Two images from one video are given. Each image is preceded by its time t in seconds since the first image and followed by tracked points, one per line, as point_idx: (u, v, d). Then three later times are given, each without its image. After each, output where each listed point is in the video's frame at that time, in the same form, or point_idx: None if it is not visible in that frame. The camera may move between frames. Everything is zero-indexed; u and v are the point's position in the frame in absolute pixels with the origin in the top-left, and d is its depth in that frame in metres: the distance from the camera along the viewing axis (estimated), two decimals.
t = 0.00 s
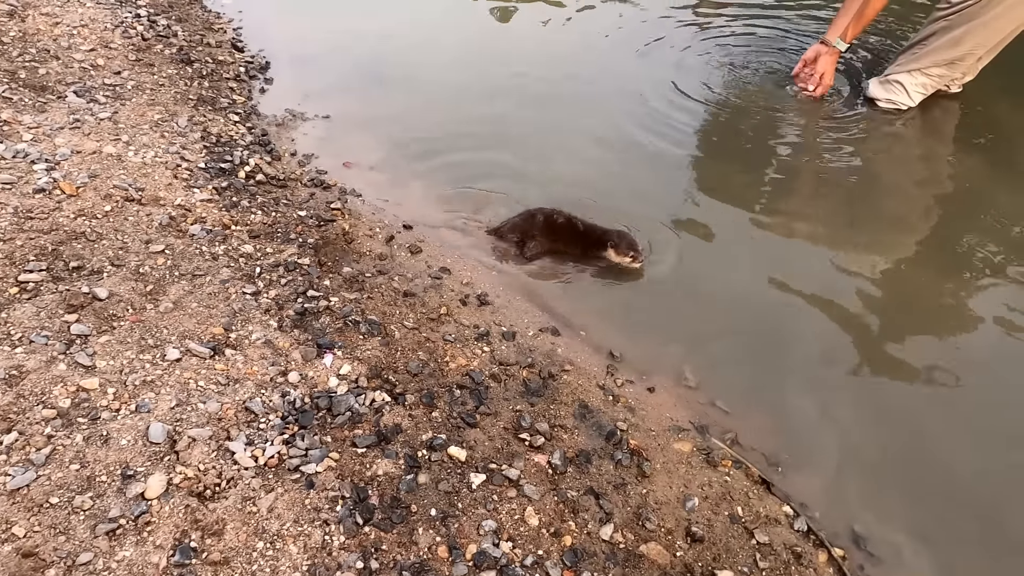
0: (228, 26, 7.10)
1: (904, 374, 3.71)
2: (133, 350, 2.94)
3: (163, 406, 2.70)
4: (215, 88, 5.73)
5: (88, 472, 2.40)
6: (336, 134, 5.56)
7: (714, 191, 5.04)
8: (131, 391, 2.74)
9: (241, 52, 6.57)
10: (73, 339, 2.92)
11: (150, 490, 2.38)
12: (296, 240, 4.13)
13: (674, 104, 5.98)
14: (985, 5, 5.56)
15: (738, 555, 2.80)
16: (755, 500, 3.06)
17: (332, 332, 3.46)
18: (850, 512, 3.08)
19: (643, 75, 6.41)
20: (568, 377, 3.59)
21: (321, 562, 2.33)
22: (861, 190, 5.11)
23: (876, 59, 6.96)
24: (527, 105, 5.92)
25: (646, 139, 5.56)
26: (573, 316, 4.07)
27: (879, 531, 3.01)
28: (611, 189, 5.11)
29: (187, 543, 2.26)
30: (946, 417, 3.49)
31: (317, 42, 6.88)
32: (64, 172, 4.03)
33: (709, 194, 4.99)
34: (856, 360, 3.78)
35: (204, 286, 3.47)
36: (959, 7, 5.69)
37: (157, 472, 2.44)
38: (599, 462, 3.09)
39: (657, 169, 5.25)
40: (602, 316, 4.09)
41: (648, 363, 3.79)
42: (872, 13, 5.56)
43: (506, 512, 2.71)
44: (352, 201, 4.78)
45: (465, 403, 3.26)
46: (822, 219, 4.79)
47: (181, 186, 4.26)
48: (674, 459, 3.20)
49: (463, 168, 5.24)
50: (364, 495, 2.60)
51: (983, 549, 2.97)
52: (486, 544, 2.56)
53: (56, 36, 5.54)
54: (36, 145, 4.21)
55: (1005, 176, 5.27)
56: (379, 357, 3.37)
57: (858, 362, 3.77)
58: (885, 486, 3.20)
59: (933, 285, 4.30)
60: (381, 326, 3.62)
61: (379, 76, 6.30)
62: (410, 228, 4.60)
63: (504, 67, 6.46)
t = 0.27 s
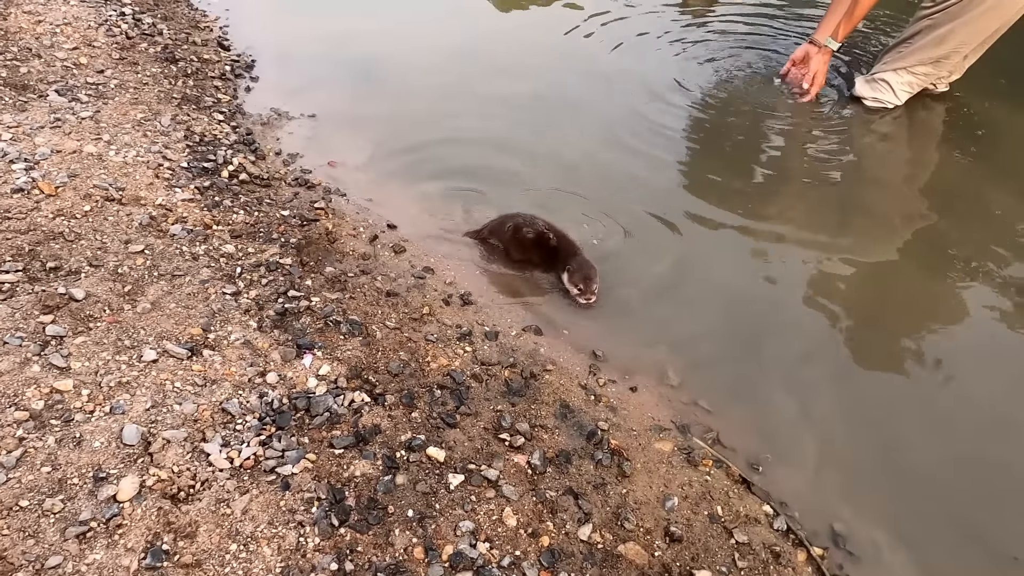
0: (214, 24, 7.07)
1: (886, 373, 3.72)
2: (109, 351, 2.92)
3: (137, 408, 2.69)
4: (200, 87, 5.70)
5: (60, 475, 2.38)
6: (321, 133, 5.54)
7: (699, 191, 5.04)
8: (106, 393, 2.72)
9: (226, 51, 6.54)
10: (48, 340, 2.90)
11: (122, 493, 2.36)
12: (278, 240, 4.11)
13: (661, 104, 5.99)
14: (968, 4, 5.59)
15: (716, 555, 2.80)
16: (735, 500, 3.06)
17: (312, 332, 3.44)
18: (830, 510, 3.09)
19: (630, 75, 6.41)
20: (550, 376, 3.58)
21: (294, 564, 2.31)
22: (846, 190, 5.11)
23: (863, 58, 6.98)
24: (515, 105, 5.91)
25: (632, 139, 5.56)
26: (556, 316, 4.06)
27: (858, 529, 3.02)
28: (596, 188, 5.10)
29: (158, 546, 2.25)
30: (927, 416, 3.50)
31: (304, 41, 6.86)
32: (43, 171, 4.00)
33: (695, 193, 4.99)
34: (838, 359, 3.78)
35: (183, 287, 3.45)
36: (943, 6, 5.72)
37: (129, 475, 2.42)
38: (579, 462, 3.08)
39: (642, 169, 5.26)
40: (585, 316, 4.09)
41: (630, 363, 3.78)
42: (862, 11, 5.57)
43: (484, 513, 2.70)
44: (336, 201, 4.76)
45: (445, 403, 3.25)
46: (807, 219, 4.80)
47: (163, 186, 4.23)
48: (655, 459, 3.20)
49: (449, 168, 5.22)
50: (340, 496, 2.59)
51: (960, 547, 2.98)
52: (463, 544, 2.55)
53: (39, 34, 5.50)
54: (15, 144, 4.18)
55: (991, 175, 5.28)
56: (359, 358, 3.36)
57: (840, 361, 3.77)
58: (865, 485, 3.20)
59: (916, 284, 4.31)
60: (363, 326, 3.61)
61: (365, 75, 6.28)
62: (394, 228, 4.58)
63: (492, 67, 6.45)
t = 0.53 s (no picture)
0: (210, 22, 7.05)
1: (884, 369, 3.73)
2: (108, 350, 2.92)
3: (137, 406, 2.69)
4: (196, 85, 5.68)
5: (61, 474, 2.38)
6: (318, 132, 5.53)
7: (696, 188, 5.05)
8: (106, 391, 2.72)
9: (222, 49, 6.52)
10: (47, 339, 2.90)
11: (123, 491, 2.36)
12: (277, 238, 4.11)
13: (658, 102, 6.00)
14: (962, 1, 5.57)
15: (716, 550, 2.81)
16: (734, 495, 3.07)
17: (311, 330, 3.44)
18: (829, 505, 3.11)
19: (627, 73, 6.41)
20: (549, 373, 3.59)
21: (296, 561, 2.32)
22: (842, 187, 5.13)
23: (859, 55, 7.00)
24: (512, 103, 5.92)
25: (630, 137, 5.57)
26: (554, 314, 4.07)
27: (856, 524, 3.03)
28: (594, 186, 5.11)
29: (160, 544, 2.25)
30: (925, 412, 3.51)
31: (300, 39, 6.85)
32: (40, 170, 3.99)
33: (693, 191, 5.01)
34: (836, 356, 3.80)
35: (182, 285, 3.45)
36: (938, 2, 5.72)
37: (130, 473, 2.42)
38: (579, 458, 3.09)
39: (640, 166, 5.27)
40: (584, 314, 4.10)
41: (629, 360, 3.80)
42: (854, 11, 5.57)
43: (485, 510, 2.71)
44: (334, 199, 4.76)
45: (445, 401, 3.26)
46: (804, 216, 4.81)
47: (160, 184, 4.22)
48: (654, 455, 3.21)
49: (447, 167, 5.23)
50: (341, 493, 2.59)
51: (958, 543, 2.99)
52: (464, 541, 2.56)
53: (33, 32, 5.47)
54: (11, 142, 4.17)
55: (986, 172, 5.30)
56: (359, 356, 3.36)
57: (838, 358, 3.79)
58: (864, 480, 3.22)
59: (913, 280, 4.33)
60: (362, 324, 3.61)
61: (362, 73, 6.27)
62: (392, 226, 4.58)
63: (489, 65, 6.44)
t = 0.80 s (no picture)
0: (202, 19, 7.03)
1: (878, 362, 3.75)
2: (100, 346, 2.91)
3: (130, 402, 2.68)
4: (188, 82, 5.66)
5: (53, 469, 2.37)
6: (311, 128, 5.52)
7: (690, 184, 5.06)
8: (98, 387, 2.71)
9: (214, 46, 6.49)
10: (38, 335, 2.89)
11: (116, 486, 2.35)
12: (270, 235, 4.10)
13: (651, 98, 6.01)
14: None
15: (710, 542, 2.82)
16: (727, 488, 3.09)
17: (305, 326, 3.44)
18: (821, 497, 3.12)
19: (620, 70, 6.42)
20: (543, 368, 3.59)
21: (290, 555, 2.32)
22: (835, 182, 5.14)
23: (851, 50, 7.02)
24: (506, 99, 5.91)
25: (624, 133, 5.58)
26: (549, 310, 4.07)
27: (848, 516, 3.05)
28: (589, 182, 5.11)
29: (153, 538, 2.24)
30: (918, 405, 3.53)
31: (292, 35, 6.83)
32: (30, 167, 3.97)
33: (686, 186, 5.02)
34: (829, 348, 3.82)
35: (174, 281, 3.44)
36: None
37: (123, 468, 2.42)
38: (573, 452, 3.10)
39: (634, 162, 5.28)
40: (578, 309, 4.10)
41: (623, 355, 3.81)
42: None
43: (479, 503, 2.71)
44: (327, 195, 4.75)
45: (439, 395, 3.26)
46: (797, 211, 4.83)
47: (152, 180, 4.21)
48: (648, 448, 3.22)
49: (440, 163, 5.23)
50: (336, 487, 2.59)
51: (949, 534, 3.01)
52: (458, 534, 2.57)
53: (24, 28, 5.44)
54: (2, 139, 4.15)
55: (978, 166, 5.33)
56: (353, 351, 3.36)
57: (832, 351, 3.80)
58: (856, 472, 3.23)
59: (906, 272, 4.35)
60: (355, 319, 3.61)
61: (355, 70, 6.26)
62: (386, 222, 4.58)
63: (481, 61, 6.43)
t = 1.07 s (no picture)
0: (188, 15, 6.98)
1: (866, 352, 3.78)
2: (86, 342, 2.89)
3: (117, 397, 2.66)
4: (174, 78, 5.63)
5: (39, 465, 2.36)
6: (299, 124, 5.50)
7: (678, 177, 5.07)
8: (85, 383, 2.69)
9: (200, 42, 6.45)
10: (23, 332, 2.87)
11: (103, 481, 2.34)
12: (257, 230, 4.08)
13: (640, 92, 6.02)
14: None
15: (698, 530, 2.83)
16: (717, 477, 3.11)
17: (293, 321, 3.43)
18: (809, 484, 3.15)
19: (609, 64, 6.42)
20: (532, 361, 3.60)
21: (280, 547, 2.31)
22: (823, 174, 5.17)
23: (838, 43, 7.05)
24: (495, 93, 5.91)
25: (613, 126, 5.58)
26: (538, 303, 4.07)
27: (835, 503, 3.08)
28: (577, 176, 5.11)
29: (142, 533, 2.23)
30: (906, 394, 3.56)
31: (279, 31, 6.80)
32: (15, 163, 3.94)
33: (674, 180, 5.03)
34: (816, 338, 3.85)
35: (161, 277, 3.42)
36: None
37: (110, 463, 2.40)
38: (562, 443, 3.11)
39: (622, 155, 5.28)
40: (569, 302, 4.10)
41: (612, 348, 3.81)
42: None
43: (469, 495, 2.72)
44: (315, 190, 4.74)
45: (428, 388, 3.26)
46: (786, 203, 4.85)
47: (138, 176, 4.18)
48: (638, 439, 3.24)
49: (429, 159, 5.22)
50: (325, 481, 2.59)
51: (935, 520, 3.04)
52: (448, 525, 2.57)
53: (6, 25, 5.39)
54: None
55: (963, 159, 5.38)
56: (342, 345, 3.35)
57: (821, 341, 3.83)
58: (844, 460, 3.26)
59: (892, 263, 4.38)
60: (344, 314, 3.60)
61: (343, 66, 6.23)
62: (375, 217, 4.57)
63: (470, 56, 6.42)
